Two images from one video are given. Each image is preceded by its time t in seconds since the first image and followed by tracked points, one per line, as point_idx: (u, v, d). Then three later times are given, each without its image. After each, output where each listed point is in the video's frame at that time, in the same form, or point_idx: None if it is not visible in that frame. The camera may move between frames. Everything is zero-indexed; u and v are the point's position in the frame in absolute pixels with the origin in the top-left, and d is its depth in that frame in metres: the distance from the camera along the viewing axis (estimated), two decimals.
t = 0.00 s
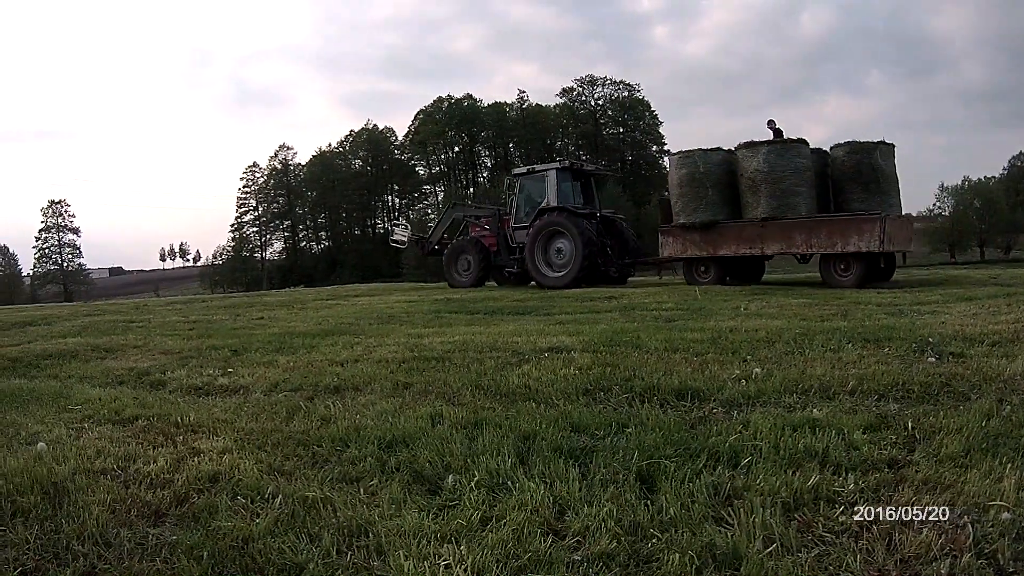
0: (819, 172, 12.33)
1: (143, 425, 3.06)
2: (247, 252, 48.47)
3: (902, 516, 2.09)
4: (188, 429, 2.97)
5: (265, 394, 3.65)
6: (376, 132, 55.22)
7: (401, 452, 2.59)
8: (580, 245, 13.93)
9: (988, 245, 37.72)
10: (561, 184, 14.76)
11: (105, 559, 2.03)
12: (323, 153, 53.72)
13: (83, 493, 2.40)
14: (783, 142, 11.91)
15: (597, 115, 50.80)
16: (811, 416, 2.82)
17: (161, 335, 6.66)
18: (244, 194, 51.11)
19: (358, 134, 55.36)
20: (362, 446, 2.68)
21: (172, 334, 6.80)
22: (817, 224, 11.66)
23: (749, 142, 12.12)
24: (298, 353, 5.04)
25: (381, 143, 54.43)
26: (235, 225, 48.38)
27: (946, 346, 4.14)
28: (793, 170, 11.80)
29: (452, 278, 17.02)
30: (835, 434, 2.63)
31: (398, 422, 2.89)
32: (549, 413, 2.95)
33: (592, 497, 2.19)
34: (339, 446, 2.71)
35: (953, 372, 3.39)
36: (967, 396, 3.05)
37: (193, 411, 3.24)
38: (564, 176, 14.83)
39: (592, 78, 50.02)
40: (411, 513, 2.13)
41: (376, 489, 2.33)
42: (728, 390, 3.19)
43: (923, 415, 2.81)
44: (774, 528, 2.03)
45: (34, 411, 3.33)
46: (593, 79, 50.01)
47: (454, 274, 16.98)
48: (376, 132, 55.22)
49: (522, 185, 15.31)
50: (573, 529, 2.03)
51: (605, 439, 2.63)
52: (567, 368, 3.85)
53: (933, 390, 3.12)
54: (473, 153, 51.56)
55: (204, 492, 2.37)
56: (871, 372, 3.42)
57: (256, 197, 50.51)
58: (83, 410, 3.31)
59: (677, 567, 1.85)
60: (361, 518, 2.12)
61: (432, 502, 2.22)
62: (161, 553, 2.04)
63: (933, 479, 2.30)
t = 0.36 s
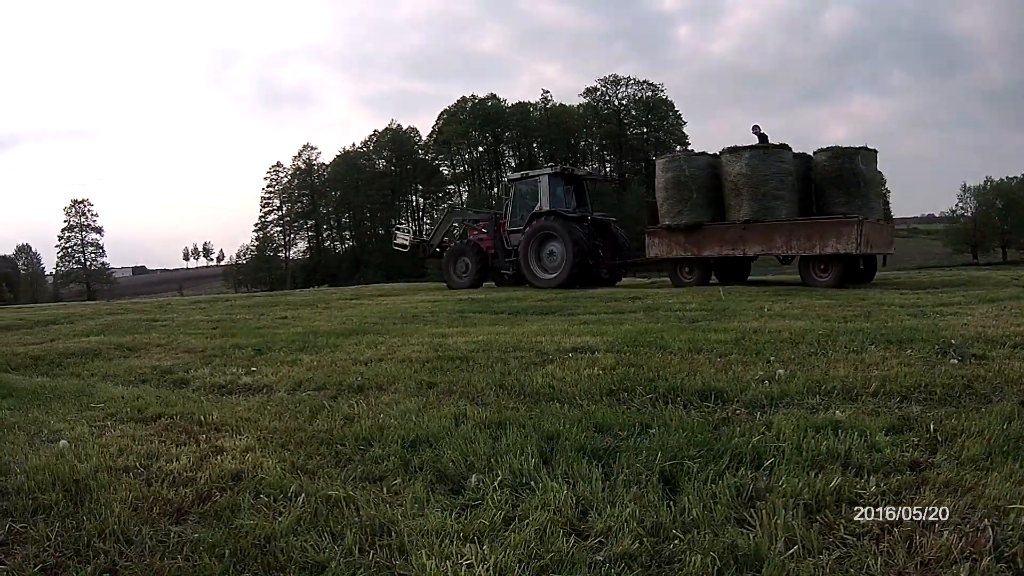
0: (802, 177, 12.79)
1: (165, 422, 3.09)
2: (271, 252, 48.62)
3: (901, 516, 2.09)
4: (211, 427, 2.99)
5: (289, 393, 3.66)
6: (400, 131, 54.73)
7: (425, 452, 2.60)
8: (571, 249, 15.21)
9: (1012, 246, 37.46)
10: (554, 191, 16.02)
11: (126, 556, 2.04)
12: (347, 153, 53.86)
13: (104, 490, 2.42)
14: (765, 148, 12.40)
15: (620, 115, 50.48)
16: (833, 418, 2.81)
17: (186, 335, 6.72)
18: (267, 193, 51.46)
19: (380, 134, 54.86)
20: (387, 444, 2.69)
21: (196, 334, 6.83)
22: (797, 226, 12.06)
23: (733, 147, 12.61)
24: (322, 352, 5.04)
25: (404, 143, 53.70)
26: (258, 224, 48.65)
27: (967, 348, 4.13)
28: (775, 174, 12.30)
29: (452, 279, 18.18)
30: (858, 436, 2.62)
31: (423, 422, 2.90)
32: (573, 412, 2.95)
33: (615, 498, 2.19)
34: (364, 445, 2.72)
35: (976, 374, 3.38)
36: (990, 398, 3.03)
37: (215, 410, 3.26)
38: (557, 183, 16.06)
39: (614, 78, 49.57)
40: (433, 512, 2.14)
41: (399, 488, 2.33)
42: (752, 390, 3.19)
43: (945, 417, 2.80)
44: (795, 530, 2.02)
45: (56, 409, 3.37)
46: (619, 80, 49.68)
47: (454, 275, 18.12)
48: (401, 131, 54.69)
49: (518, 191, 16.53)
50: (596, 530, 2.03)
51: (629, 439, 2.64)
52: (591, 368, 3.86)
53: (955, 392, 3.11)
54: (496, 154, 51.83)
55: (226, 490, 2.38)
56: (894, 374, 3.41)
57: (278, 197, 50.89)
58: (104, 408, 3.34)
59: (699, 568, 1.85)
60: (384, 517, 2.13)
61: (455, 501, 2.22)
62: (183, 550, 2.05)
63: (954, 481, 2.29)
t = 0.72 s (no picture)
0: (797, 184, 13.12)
1: (201, 421, 3.15)
2: (306, 251, 49.37)
3: (903, 517, 2.11)
4: (246, 426, 3.04)
5: (324, 391, 3.74)
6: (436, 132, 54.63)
7: (460, 452, 2.61)
8: (577, 250, 15.43)
9: None
10: (562, 193, 16.25)
11: (159, 552, 2.06)
12: (382, 152, 54.39)
13: (138, 486, 2.45)
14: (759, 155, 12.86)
15: (654, 116, 48.30)
16: (866, 420, 2.81)
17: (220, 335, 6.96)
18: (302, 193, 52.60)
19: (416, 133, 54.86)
20: (422, 444, 2.71)
21: (230, 333, 7.17)
22: (790, 230, 12.48)
23: (729, 155, 13.05)
24: (355, 352, 5.11)
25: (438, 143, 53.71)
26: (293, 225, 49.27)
27: (1003, 352, 4.08)
28: (769, 180, 12.66)
29: (463, 280, 18.51)
30: (892, 439, 2.61)
31: (458, 422, 2.91)
32: (609, 413, 2.97)
33: (649, 499, 2.19)
34: (399, 444, 2.74)
35: (1011, 378, 3.35)
36: None
37: (251, 409, 3.32)
38: (565, 186, 16.29)
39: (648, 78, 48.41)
40: (467, 512, 2.15)
41: (433, 487, 2.35)
42: (786, 392, 3.19)
43: (978, 421, 2.78)
44: (828, 533, 2.02)
45: (93, 406, 3.52)
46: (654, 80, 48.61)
47: (465, 277, 18.46)
48: (437, 132, 54.37)
49: (527, 194, 16.83)
50: (629, 531, 2.03)
51: (663, 441, 2.64)
52: (626, 369, 3.88)
53: (988, 396, 3.08)
54: (534, 152, 50.69)
55: (260, 487, 2.40)
56: (928, 377, 3.39)
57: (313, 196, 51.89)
58: (138, 406, 3.47)
59: (731, 571, 1.85)
60: (417, 516, 2.15)
61: (489, 501, 2.23)
62: (217, 546, 2.07)
63: (986, 487, 2.27)
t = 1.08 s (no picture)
0: (787, 185, 13.48)
1: (228, 419, 3.21)
2: (336, 250, 49.92)
3: (903, 517, 2.11)
4: (272, 423, 3.09)
5: (351, 389, 3.79)
6: (464, 132, 54.48)
7: (487, 451, 2.63)
8: (577, 251, 15.75)
9: None
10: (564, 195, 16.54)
11: (183, 549, 2.08)
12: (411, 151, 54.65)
13: (164, 483, 2.47)
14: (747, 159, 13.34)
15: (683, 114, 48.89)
16: (893, 421, 2.80)
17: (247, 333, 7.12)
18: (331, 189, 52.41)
19: (445, 133, 54.87)
20: (449, 442, 2.73)
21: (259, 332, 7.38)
22: (775, 231, 13.01)
23: (719, 159, 13.62)
24: (384, 350, 5.20)
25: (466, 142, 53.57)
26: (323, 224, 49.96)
27: None
28: (757, 182, 13.15)
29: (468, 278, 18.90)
30: (917, 441, 2.61)
31: (486, 420, 2.93)
32: (636, 413, 2.98)
33: (676, 499, 2.20)
34: (426, 443, 2.76)
35: None
36: None
37: (278, 407, 3.37)
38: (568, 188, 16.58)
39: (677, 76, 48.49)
40: (494, 511, 2.16)
41: (460, 486, 2.36)
42: (813, 393, 3.19)
43: (1005, 423, 2.77)
44: (852, 535, 2.02)
45: (117, 403, 3.63)
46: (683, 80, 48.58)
47: (470, 274, 18.84)
48: (465, 132, 54.35)
49: (530, 195, 17.14)
50: (655, 531, 2.03)
51: (691, 440, 2.66)
52: (654, 368, 3.90)
53: (1014, 397, 3.07)
54: (563, 152, 50.73)
55: (286, 485, 2.42)
56: (953, 378, 3.38)
57: (344, 195, 52.32)
58: (165, 403, 3.55)
59: (757, 571, 1.85)
60: (444, 514, 2.15)
61: (516, 500, 2.24)
62: (242, 543, 2.08)
63: (1012, 489, 2.25)
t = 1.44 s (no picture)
0: (776, 190, 13.70)
1: (253, 418, 3.24)
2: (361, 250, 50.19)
3: (903, 517, 2.12)
4: (297, 423, 3.12)
5: (377, 390, 3.81)
6: (491, 132, 54.87)
7: (512, 451, 2.64)
8: (576, 254, 16.08)
9: None
10: (565, 200, 16.82)
11: (207, 547, 2.09)
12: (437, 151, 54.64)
13: (187, 482, 2.49)
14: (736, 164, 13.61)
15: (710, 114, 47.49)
16: (916, 424, 2.80)
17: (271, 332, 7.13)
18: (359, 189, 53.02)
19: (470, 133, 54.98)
20: (474, 442, 2.74)
21: (282, 332, 7.31)
22: (763, 233, 13.40)
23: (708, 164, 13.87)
24: (410, 350, 5.24)
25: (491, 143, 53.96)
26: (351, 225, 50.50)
27: None
28: (744, 187, 13.42)
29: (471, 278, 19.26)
30: (940, 444, 2.60)
31: (511, 421, 2.94)
32: (661, 414, 2.99)
33: (700, 501, 2.20)
34: (451, 443, 2.78)
35: None
36: None
37: (304, 406, 3.40)
38: (568, 193, 16.87)
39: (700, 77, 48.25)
40: (518, 511, 2.17)
41: (485, 486, 2.37)
42: (838, 395, 3.18)
43: None
44: (874, 538, 2.01)
45: (142, 402, 3.65)
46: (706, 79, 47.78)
47: (473, 275, 19.20)
48: (490, 133, 54.75)
49: (531, 199, 17.44)
50: (678, 532, 2.04)
51: (715, 442, 2.66)
52: (680, 369, 3.91)
53: None
54: (587, 153, 51.35)
55: (311, 485, 2.44)
56: (978, 381, 3.36)
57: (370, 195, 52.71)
58: (189, 403, 3.57)
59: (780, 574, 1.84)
60: (468, 514, 2.17)
61: (540, 501, 2.25)
62: (265, 542, 2.10)
63: None
